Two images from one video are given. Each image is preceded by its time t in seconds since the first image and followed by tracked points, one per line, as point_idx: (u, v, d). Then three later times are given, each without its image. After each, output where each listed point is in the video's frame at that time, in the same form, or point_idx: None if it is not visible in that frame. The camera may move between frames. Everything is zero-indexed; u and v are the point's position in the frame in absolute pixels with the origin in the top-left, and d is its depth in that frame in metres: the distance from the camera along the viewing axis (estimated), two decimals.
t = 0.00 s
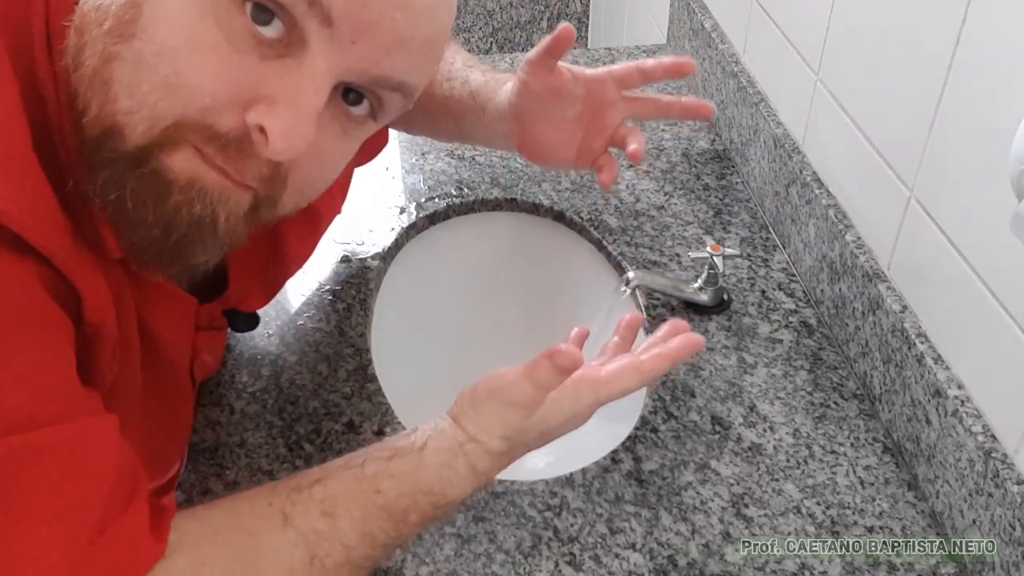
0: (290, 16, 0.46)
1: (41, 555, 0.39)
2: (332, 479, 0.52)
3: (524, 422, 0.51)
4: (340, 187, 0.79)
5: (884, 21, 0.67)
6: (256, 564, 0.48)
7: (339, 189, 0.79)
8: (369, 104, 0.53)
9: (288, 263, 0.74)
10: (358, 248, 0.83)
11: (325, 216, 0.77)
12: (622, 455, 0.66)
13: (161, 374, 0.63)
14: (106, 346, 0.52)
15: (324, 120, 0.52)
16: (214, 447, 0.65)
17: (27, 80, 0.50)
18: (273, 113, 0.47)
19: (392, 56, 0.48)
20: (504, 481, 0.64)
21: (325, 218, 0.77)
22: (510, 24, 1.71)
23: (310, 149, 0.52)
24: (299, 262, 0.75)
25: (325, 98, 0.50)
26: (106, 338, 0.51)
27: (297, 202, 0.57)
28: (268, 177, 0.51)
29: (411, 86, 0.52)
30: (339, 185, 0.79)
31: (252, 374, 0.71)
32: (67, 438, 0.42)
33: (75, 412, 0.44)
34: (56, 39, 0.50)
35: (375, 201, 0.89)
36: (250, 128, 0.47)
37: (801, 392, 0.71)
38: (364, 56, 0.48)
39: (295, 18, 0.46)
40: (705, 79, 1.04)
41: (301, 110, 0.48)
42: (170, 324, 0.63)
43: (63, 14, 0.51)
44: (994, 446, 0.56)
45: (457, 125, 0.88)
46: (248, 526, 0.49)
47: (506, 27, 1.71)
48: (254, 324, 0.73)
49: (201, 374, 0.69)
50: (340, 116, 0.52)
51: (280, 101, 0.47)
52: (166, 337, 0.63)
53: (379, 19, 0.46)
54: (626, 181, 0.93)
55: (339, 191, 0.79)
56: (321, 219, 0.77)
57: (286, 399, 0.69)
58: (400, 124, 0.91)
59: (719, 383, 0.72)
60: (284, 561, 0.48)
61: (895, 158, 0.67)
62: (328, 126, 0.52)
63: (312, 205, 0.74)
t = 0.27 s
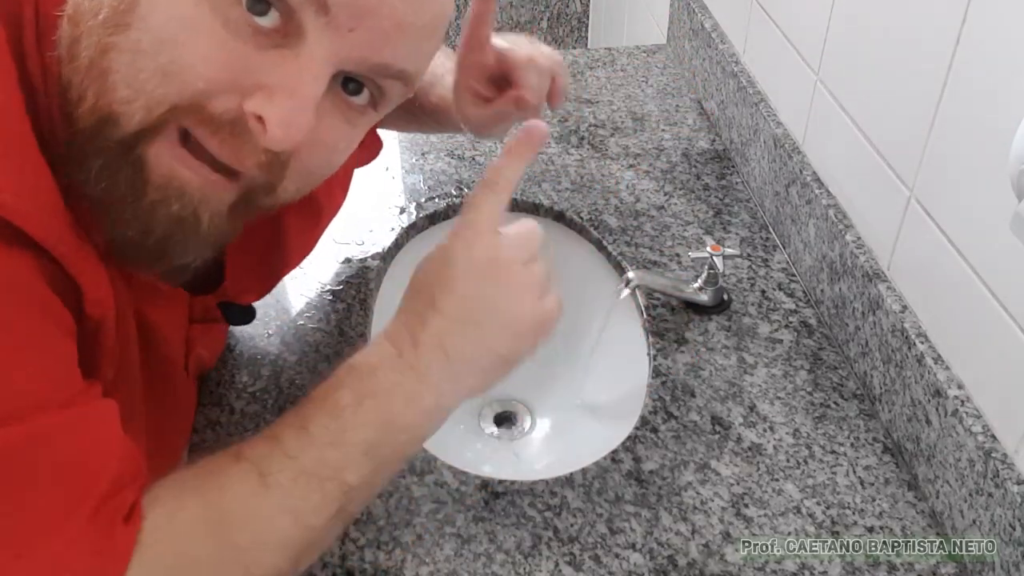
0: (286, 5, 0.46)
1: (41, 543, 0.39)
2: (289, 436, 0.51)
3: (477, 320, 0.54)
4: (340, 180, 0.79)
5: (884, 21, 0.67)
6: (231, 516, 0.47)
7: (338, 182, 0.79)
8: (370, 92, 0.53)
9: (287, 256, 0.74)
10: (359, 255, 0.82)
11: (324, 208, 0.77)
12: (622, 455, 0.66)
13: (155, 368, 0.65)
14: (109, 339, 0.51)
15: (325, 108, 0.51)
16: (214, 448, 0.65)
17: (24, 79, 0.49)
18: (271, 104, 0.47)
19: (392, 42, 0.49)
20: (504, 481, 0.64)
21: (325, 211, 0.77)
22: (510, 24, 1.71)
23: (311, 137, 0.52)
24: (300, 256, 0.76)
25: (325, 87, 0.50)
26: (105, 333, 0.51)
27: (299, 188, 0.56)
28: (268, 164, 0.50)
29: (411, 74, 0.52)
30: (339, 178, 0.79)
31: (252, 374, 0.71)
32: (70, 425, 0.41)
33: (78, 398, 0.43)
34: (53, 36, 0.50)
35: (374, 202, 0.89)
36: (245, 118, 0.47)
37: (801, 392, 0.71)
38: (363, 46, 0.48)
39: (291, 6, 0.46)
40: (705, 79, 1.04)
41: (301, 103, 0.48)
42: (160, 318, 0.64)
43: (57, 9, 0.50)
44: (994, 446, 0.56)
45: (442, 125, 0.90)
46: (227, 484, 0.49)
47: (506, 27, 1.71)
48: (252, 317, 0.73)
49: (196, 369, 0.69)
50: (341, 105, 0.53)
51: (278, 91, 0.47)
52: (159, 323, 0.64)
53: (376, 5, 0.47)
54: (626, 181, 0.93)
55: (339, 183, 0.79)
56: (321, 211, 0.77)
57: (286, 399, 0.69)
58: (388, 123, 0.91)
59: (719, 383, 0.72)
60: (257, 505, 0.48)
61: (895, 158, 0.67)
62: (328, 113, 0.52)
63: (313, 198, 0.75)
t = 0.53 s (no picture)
0: (279, 15, 0.46)
1: (42, 548, 0.39)
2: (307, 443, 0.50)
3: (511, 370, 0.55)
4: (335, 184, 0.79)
5: (884, 20, 0.67)
6: (237, 538, 0.46)
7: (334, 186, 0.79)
8: (362, 103, 0.54)
9: (281, 262, 0.74)
10: (354, 247, 0.83)
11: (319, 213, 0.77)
12: (622, 455, 0.66)
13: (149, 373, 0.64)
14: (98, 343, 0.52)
15: (318, 119, 0.51)
16: (215, 447, 0.65)
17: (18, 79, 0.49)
18: (264, 112, 0.47)
19: (386, 53, 0.49)
20: (504, 481, 0.64)
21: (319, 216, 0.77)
22: (510, 24, 1.71)
23: (304, 147, 0.52)
24: (294, 263, 0.76)
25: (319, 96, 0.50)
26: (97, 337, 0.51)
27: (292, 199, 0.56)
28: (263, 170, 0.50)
29: (402, 86, 0.52)
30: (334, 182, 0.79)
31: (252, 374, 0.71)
32: (64, 432, 0.41)
33: (71, 405, 0.43)
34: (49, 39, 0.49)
35: (374, 202, 0.89)
36: (238, 126, 0.47)
37: (801, 392, 0.71)
38: (356, 59, 0.48)
39: (284, 18, 0.46)
40: (705, 79, 1.04)
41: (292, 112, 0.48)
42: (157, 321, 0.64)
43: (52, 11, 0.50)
44: (994, 446, 0.56)
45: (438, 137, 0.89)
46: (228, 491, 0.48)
47: (506, 27, 1.72)
48: (247, 321, 0.72)
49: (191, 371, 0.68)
50: (334, 116, 0.52)
51: (270, 99, 0.47)
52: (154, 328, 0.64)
53: (368, 15, 0.47)
54: (626, 181, 0.93)
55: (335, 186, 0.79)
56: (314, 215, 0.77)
57: (286, 399, 0.69)
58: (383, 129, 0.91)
59: (719, 383, 0.72)
60: (265, 518, 0.47)
61: (895, 157, 0.67)
62: (322, 123, 0.52)
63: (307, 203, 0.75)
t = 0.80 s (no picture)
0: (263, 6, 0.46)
1: (43, 542, 0.39)
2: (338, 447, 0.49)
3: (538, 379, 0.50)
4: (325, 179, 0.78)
5: (884, 20, 0.67)
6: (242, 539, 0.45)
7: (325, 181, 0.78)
8: (349, 95, 0.52)
9: (270, 265, 0.74)
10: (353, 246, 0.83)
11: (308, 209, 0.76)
12: (622, 455, 0.66)
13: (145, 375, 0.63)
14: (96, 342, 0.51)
15: (302, 111, 0.50)
16: (215, 447, 0.65)
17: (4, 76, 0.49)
18: (250, 106, 0.46)
19: (371, 45, 0.48)
20: (504, 481, 0.64)
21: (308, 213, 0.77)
22: (510, 24, 1.71)
23: (289, 139, 0.51)
24: (281, 264, 0.76)
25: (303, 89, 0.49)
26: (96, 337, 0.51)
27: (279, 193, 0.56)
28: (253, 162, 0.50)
29: (389, 77, 0.51)
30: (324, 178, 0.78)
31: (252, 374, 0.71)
32: (56, 426, 0.40)
33: (66, 397, 0.42)
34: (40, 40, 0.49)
35: (374, 202, 0.89)
36: (226, 120, 0.47)
37: (801, 392, 0.71)
38: (340, 50, 0.47)
39: (268, 8, 0.46)
40: (705, 79, 1.04)
41: (279, 105, 0.47)
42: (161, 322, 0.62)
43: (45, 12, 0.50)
44: (994, 446, 0.56)
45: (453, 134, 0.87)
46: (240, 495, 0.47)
47: (506, 27, 1.72)
48: (237, 322, 0.72)
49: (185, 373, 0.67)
50: (320, 108, 0.51)
51: (256, 92, 0.46)
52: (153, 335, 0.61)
53: (355, 9, 0.46)
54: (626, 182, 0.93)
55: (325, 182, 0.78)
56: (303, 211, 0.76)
57: (286, 399, 0.69)
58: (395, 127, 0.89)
59: (719, 383, 0.72)
60: (274, 527, 0.45)
61: (894, 157, 0.67)
62: (307, 116, 0.51)
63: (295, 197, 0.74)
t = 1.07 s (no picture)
0: None
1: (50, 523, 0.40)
2: (341, 422, 0.49)
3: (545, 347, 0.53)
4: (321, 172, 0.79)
5: (884, 20, 0.67)
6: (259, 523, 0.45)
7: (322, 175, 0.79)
8: (342, 82, 0.52)
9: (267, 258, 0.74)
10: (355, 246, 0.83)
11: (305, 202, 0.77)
12: (622, 455, 0.66)
13: (142, 360, 0.64)
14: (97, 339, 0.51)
15: (296, 98, 0.51)
16: (215, 447, 0.65)
17: None
18: (244, 92, 0.47)
19: (363, 33, 0.48)
20: (504, 481, 0.64)
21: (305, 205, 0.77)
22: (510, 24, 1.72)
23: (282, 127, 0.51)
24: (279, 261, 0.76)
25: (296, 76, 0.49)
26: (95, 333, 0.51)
27: (278, 178, 0.56)
28: (247, 146, 0.50)
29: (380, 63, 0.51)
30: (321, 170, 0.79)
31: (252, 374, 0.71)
32: (60, 409, 0.40)
33: (72, 377, 0.42)
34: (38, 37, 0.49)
35: (374, 202, 0.89)
36: (219, 102, 0.47)
37: (801, 392, 0.71)
38: (332, 39, 0.47)
39: None
40: (705, 79, 1.04)
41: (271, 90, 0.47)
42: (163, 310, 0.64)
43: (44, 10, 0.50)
44: (994, 446, 0.56)
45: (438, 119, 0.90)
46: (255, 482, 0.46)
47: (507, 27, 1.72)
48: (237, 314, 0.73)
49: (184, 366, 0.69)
50: (313, 93, 0.51)
51: (250, 79, 0.47)
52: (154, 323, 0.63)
53: None
54: (626, 181, 0.93)
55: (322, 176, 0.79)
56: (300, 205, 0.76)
57: (286, 399, 0.69)
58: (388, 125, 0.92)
59: (719, 383, 0.72)
60: (290, 511, 0.45)
61: (895, 158, 0.67)
62: (301, 102, 0.51)
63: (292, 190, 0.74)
